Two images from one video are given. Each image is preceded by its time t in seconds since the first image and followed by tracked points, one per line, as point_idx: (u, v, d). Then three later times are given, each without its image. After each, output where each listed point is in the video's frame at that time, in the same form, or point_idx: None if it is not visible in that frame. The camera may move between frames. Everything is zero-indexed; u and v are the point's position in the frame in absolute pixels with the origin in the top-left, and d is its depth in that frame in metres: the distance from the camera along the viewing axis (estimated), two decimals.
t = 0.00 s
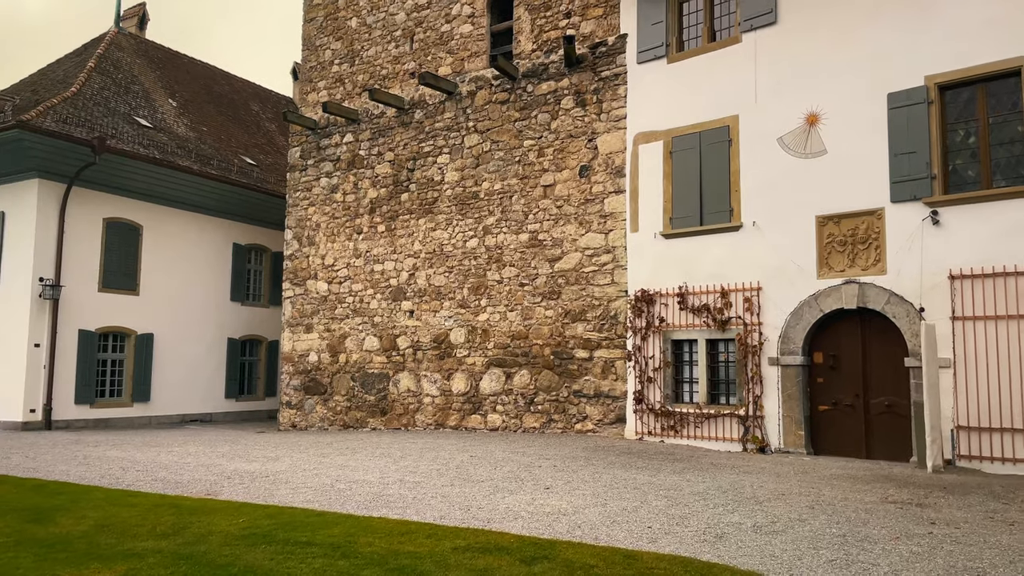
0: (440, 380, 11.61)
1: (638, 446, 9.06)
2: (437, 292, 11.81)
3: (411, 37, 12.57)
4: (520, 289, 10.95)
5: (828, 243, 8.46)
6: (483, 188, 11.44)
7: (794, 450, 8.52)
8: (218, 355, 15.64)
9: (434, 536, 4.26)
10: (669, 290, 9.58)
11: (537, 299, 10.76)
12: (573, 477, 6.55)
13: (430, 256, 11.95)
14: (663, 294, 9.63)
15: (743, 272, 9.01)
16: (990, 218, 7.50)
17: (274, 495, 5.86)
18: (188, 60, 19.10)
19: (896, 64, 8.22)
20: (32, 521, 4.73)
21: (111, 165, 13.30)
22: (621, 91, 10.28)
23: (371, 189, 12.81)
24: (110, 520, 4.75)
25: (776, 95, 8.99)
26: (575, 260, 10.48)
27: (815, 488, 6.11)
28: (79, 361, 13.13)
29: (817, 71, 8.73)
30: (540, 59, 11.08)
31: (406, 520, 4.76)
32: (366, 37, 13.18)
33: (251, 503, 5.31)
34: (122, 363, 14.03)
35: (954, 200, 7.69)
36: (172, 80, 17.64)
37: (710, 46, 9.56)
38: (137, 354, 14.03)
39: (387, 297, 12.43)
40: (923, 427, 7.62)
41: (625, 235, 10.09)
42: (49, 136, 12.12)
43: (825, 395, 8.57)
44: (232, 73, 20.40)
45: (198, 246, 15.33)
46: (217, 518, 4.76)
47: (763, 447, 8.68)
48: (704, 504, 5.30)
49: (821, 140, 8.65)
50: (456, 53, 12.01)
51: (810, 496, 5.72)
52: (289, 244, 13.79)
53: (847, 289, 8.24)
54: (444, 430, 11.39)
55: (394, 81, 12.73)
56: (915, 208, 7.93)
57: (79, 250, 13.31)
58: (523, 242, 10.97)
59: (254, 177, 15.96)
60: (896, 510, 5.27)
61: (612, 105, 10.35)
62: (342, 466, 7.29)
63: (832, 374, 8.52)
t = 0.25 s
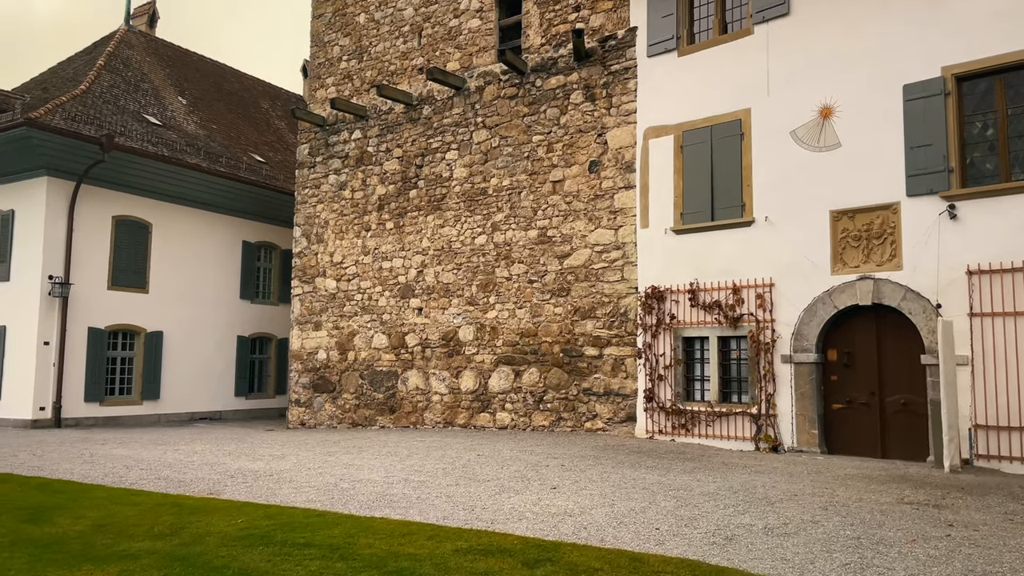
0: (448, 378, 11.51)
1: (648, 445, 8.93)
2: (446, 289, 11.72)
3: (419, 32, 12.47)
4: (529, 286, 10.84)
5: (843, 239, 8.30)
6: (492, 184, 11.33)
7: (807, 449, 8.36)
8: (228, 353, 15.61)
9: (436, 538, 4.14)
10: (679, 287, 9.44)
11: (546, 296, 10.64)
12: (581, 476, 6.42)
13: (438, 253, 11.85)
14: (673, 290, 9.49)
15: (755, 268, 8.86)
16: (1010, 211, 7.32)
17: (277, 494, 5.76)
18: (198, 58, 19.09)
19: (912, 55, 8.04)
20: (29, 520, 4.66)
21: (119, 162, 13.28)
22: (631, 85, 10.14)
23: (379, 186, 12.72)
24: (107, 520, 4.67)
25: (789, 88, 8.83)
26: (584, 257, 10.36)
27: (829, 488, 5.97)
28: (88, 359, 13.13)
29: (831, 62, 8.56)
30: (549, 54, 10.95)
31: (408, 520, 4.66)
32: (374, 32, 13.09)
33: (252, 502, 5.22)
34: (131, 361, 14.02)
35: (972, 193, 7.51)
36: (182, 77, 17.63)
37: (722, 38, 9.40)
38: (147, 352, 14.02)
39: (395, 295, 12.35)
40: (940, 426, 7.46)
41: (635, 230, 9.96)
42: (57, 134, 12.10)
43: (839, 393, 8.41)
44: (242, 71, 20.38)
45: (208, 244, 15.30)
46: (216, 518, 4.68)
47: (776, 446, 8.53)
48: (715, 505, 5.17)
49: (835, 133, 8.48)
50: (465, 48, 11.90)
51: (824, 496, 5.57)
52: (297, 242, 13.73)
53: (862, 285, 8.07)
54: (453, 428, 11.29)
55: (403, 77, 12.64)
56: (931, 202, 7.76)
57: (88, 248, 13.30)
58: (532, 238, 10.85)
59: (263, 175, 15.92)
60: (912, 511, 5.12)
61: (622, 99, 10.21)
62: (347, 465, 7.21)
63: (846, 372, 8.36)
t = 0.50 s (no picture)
0: (455, 375, 11.42)
1: (656, 444, 8.79)
2: (452, 286, 11.61)
3: (426, 27, 12.37)
4: (536, 283, 10.72)
5: (855, 234, 8.13)
6: (498, 179, 11.21)
7: (818, 448, 8.20)
8: (236, 350, 15.58)
9: (432, 540, 4.03)
10: (688, 284, 9.30)
11: (553, 293, 10.52)
12: (585, 476, 6.30)
13: (445, 250, 11.74)
14: (682, 287, 9.35)
15: (766, 264, 8.70)
16: None
17: (276, 494, 5.67)
18: (207, 56, 19.07)
19: (926, 45, 7.86)
20: (21, 520, 4.58)
21: (126, 160, 13.25)
22: (639, 79, 9.99)
23: (385, 183, 12.63)
24: (100, 520, 4.59)
25: (799, 80, 8.67)
26: (592, 253, 10.23)
27: (839, 488, 5.82)
28: (95, 357, 13.12)
29: (842, 54, 8.40)
30: (556, 48, 10.82)
31: (406, 521, 4.55)
32: (380, 28, 12.99)
33: (248, 502, 5.13)
34: (139, 359, 14.01)
35: (987, 187, 7.34)
36: (190, 75, 17.61)
37: (731, 30, 9.24)
38: (154, 350, 14.00)
39: (402, 292, 12.25)
40: (954, 424, 7.29)
41: (643, 226, 9.82)
42: (64, 131, 12.07)
43: (851, 391, 8.25)
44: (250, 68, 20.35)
45: (215, 242, 15.27)
46: (210, 518, 4.58)
47: (786, 445, 8.37)
48: (721, 506, 5.03)
49: (847, 126, 8.32)
50: (471, 43, 11.79)
51: (834, 497, 5.43)
52: (304, 239, 13.66)
53: (874, 281, 7.91)
54: (460, 427, 11.19)
55: (409, 73, 12.54)
56: (946, 195, 7.58)
57: (95, 246, 13.29)
58: (539, 234, 10.73)
59: (270, 172, 15.88)
60: (925, 513, 4.97)
61: (629, 93, 10.07)
62: (350, 464, 7.12)
63: (858, 369, 8.19)
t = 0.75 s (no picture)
0: (463, 375, 11.31)
1: (665, 445, 8.65)
2: (460, 286, 11.51)
3: (433, 24, 12.26)
4: (544, 282, 10.60)
5: (868, 231, 7.96)
6: (506, 177, 11.09)
7: (831, 450, 8.04)
8: (245, 350, 15.54)
9: (429, 548, 3.91)
10: (698, 282, 9.15)
11: (561, 292, 10.40)
12: (591, 479, 6.17)
13: (452, 249, 11.64)
14: (692, 286, 9.20)
15: (777, 262, 8.54)
16: None
17: (276, 497, 5.58)
18: (216, 55, 19.05)
19: (941, 38, 7.69)
20: (14, 525, 4.51)
21: (134, 159, 13.23)
22: (648, 75, 9.84)
23: (393, 181, 12.54)
24: (93, 525, 4.50)
25: (811, 74, 8.49)
26: (600, 251, 10.09)
27: (851, 493, 5.66)
28: (104, 357, 13.11)
29: (855, 47, 8.22)
30: (564, 44, 10.69)
31: (404, 527, 4.43)
32: (387, 25, 12.90)
33: (246, 506, 5.04)
34: (147, 358, 13.99)
35: (1005, 182, 7.16)
36: (199, 74, 17.58)
37: (741, 24, 9.08)
38: (162, 349, 13.98)
39: (409, 291, 12.16)
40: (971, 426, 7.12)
41: (652, 224, 9.67)
42: (71, 130, 12.05)
43: (865, 391, 8.08)
44: (260, 67, 20.32)
45: (224, 241, 15.23)
46: (204, 524, 4.48)
47: (798, 447, 8.21)
48: (729, 511, 4.89)
49: (860, 121, 8.15)
50: (478, 40, 11.67)
51: (846, 502, 5.27)
52: (312, 238, 13.58)
53: (888, 280, 7.73)
54: (467, 427, 11.09)
55: (416, 70, 12.43)
56: (962, 191, 7.41)
57: (103, 246, 13.28)
58: (547, 233, 10.61)
59: (279, 171, 15.83)
60: (940, 519, 4.81)
61: (638, 89, 9.92)
62: (353, 466, 7.02)
63: (872, 369, 8.02)
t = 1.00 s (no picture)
0: (472, 374, 11.22)
1: (676, 445, 8.51)
2: (469, 283, 11.41)
3: (442, 20, 12.17)
4: (553, 279, 10.48)
5: (884, 226, 7.79)
6: (515, 174, 10.98)
7: (846, 450, 7.87)
8: (256, 348, 15.52)
9: (427, 550, 3.81)
10: (709, 279, 9.00)
11: (571, 289, 10.28)
12: (599, 479, 6.05)
13: (461, 246, 11.54)
14: (703, 282, 9.05)
15: (790, 258, 8.38)
16: None
17: (277, 496, 5.49)
18: (228, 53, 19.05)
19: (958, 28, 7.51)
20: (9, 525, 4.45)
21: (145, 157, 13.23)
22: (659, 69, 9.70)
23: (402, 178, 12.45)
24: (89, 525, 4.43)
25: (825, 67, 8.33)
26: (610, 248, 9.96)
27: (866, 494, 5.50)
28: (115, 355, 13.13)
29: (870, 38, 8.05)
30: (573, 38, 10.56)
31: (404, 528, 4.33)
32: (397, 22, 12.82)
33: (245, 506, 4.95)
34: (158, 357, 13.99)
35: None
36: (210, 73, 17.58)
37: (754, 16, 8.92)
38: (173, 348, 13.97)
39: (419, 289, 12.07)
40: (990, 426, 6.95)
41: (663, 220, 9.52)
42: (81, 128, 12.06)
43: (880, 390, 7.91)
44: (272, 65, 20.32)
45: (234, 239, 15.22)
46: (201, 524, 4.40)
47: (812, 447, 8.05)
48: (738, 513, 4.76)
49: (875, 114, 7.98)
50: (488, 35, 11.56)
51: (859, 503, 5.13)
52: (321, 236, 13.52)
53: (904, 275, 7.56)
54: (477, 425, 10.99)
55: (425, 66, 12.34)
56: (980, 185, 7.24)
57: (114, 244, 13.29)
58: (557, 229, 10.49)
59: (289, 169, 15.79)
60: (957, 521, 4.66)
61: (649, 83, 9.77)
62: (358, 465, 6.93)
63: (888, 367, 7.85)
